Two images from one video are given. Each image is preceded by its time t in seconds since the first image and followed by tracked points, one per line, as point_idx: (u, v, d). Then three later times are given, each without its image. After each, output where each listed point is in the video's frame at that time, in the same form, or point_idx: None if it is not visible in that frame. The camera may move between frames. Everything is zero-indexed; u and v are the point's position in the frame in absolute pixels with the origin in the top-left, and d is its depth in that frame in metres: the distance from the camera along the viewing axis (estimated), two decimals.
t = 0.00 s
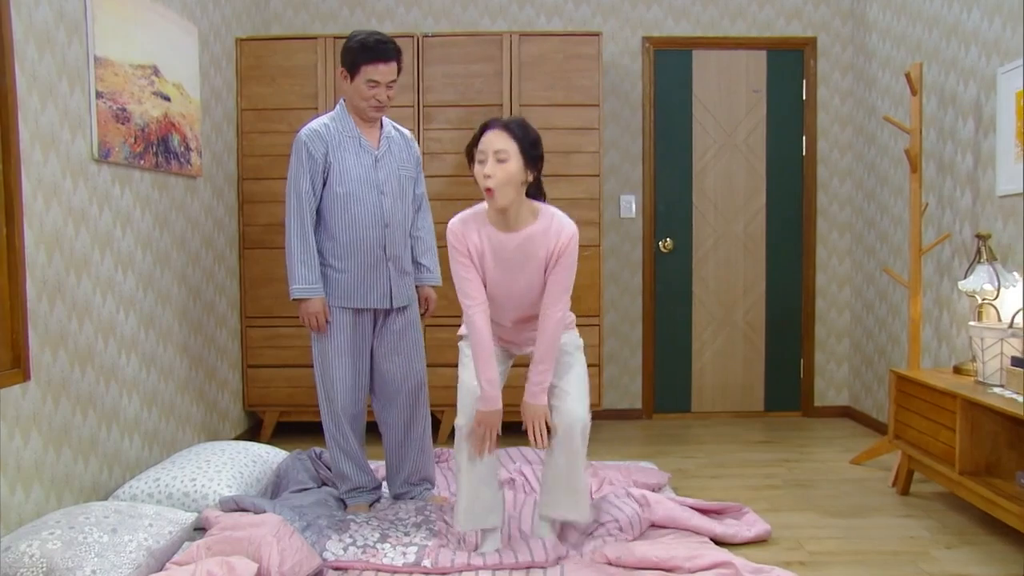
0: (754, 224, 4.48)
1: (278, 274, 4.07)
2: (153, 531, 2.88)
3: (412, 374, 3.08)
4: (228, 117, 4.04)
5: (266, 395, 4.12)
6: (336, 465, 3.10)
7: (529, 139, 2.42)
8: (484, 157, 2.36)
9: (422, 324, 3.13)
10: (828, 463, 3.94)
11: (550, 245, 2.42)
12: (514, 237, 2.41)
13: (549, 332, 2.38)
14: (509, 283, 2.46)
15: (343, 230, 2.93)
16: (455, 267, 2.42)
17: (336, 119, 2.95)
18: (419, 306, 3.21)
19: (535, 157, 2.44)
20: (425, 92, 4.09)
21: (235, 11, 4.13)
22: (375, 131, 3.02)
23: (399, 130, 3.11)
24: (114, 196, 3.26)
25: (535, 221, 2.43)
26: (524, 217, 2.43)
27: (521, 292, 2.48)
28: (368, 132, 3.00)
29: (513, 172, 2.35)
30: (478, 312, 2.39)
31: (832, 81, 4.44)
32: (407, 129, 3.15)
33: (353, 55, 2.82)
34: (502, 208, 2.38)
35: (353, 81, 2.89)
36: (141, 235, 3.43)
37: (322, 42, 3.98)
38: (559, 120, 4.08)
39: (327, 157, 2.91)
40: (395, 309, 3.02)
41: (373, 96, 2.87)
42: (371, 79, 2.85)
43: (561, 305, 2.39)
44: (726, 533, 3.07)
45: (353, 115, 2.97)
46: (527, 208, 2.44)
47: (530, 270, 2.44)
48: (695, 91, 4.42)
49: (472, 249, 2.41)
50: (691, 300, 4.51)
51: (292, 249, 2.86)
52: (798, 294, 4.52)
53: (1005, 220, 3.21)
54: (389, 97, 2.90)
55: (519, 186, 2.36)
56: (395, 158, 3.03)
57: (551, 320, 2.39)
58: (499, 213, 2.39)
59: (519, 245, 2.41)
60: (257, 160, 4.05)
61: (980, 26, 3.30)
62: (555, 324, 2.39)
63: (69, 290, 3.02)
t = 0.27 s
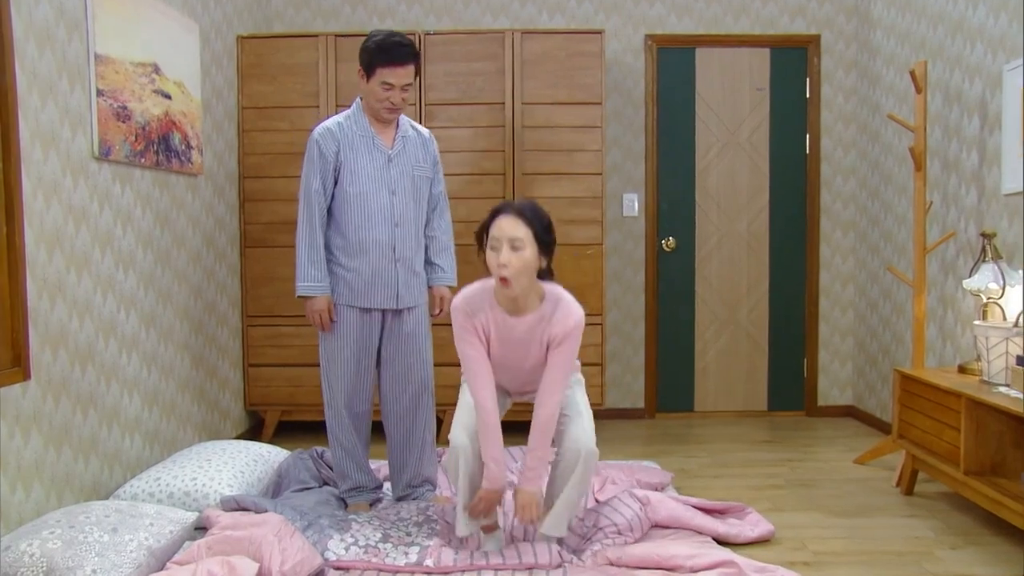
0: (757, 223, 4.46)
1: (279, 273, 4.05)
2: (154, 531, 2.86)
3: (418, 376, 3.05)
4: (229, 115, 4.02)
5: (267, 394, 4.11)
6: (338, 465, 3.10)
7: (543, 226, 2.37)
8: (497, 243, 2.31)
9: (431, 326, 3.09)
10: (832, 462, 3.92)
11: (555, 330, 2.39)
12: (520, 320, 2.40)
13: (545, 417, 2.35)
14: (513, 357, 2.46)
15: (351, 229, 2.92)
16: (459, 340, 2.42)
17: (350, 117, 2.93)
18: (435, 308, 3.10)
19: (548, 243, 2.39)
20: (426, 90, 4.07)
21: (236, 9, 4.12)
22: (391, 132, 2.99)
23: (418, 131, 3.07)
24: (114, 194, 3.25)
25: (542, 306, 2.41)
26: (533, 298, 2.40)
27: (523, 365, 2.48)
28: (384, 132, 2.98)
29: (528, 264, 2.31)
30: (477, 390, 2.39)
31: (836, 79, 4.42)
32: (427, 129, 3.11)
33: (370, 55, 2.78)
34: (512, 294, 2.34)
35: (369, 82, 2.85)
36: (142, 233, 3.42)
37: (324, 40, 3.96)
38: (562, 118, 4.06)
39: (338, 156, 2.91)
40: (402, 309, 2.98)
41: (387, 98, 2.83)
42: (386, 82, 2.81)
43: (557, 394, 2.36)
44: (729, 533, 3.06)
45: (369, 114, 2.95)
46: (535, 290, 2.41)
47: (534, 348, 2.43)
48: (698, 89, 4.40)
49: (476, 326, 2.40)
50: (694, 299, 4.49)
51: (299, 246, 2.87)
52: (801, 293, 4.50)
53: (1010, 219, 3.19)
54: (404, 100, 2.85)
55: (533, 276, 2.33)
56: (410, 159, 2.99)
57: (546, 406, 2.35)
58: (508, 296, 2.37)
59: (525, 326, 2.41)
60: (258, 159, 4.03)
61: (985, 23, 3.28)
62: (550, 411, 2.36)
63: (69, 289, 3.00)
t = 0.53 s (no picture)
0: (761, 222, 4.44)
1: (280, 272, 4.03)
2: (155, 531, 2.85)
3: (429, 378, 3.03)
4: (230, 114, 4.01)
5: (268, 394, 4.09)
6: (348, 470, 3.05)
7: (553, 301, 2.40)
8: (507, 315, 2.34)
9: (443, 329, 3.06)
10: (835, 463, 3.90)
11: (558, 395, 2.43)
12: (524, 386, 2.45)
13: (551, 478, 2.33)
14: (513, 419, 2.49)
15: (368, 229, 2.89)
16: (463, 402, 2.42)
17: (371, 115, 2.87)
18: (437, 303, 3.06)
19: (558, 320, 2.42)
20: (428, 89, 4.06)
21: (237, 7, 4.11)
22: (412, 133, 2.93)
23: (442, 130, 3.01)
24: (115, 193, 3.24)
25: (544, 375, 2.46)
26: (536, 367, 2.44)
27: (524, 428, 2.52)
28: (407, 132, 2.92)
29: (534, 336, 2.33)
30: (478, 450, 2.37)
31: (839, 77, 4.40)
32: (451, 127, 3.05)
33: (394, 57, 2.69)
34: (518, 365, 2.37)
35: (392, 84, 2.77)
36: (143, 233, 3.42)
37: (325, 39, 3.95)
38: (564, 116, 4.05)
39: (357, 155, 2.85)
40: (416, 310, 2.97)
41: (410, 103, 2.76)
42: (410, 87, 2.74)
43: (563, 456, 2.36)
44: (732, 533, 3.04)
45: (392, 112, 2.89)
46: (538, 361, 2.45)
47: (537, 411, 2.46)
48: (701, 88, 4.38)
49: (480, 390, 2.42)
50: (697, 299, 4.47)
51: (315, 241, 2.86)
52: (805, 293, 4.48)
53: (1015, 217, 3.17)
54: (427, 105, 2.79)
55: (538, 348, 2.36)
56: (431, 160, 2.94)
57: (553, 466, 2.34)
58: (514, 365, 2.40)
59: (528, 392, 2.45)
60: (259, 158, 4.01)
61: (990, 21, 3.26)
62: (556, 477, 2.34)
63: (70, 288, 2.99)
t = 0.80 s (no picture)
0: (764, 222, 4.42)
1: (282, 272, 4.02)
2: (156, 531, 2.85)
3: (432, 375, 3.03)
4: (232, 113, 4.00)
5: (270, 395, 4.07)
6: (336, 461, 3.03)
7: (563, 328, 2.47)
8: (517, 336, 2.42)
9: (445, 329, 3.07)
10: (839, 463, 3.88)
11: (559, 414, 2.47)
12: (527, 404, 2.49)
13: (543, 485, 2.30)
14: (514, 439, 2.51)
15: (372, 228, 2.88)
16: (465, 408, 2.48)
17: (377, 114, 2.84)
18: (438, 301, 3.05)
19: (566, 346, 2.49)
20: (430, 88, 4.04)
21: (238, 6, 4.10)
22: (417, 132, 2.91)
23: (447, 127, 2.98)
24: (116, 193, 3.23)
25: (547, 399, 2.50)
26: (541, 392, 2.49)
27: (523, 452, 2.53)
28: (411, 132, 2.90)
29: (542, 360, 2.40)
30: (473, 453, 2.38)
31: (843, 76, 4.38)
32: (457, 125, 3.02)
33: (403, 59, 2.66)
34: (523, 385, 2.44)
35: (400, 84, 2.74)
36: (144, 232, 3.41)
37: (327, 38, 3.94)
38: (566, 116, 4.03)
39: (361, 154, 2.82)
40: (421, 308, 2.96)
41: (418, 104, 2.74)
42: (419, 90, 2.71)
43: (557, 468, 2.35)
44: (735, 534, 3.03)
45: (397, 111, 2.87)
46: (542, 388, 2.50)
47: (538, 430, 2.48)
48: (703, 87, 4.36)
49: (484, 402, 2.48)
50: (700, 299, 4.45)
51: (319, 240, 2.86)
52: (809, 292, 4.46)
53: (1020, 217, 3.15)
54: (434, 108, 2.76)
55: (545, 371, 2.42)
56: (436, 159, 2.92)
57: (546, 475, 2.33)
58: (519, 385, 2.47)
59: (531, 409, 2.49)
60: (260, 157, 3.99)
61: (995, 19, 3.24)
62: (547, 488, 2.30)
63: (71, 287, 2.99)
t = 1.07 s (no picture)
0: (767, 222, 4.40)
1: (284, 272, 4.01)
2: (157, 531, 2.84)
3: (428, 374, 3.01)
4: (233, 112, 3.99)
5: (271, 394, 4.06)
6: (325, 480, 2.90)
7: (562, 325, 2.73)
8: (520, 330, 2.67)
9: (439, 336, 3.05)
10: (843, 464, 3.86)
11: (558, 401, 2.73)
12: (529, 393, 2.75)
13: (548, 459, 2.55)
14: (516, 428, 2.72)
15: (363, 228, 2.80)
16: (471, 395, 2.70)
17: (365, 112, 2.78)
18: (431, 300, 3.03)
19: (563, 341, 2.74)
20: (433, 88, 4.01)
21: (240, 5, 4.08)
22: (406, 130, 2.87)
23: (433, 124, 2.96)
24: (117, 192, 3.22)
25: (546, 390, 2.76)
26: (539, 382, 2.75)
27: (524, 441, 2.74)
28: (399, 130, 2.85)
29: (543, 352, 2.65)
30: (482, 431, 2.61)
31: (847, 75, 4.36)
32: (439, 120, 3.00)
33: (398, 60, 2.64)
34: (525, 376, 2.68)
35: (394, 83, 2.70)
36: (146, 231, 3.40)
37: (329, 36, 3.92)
38: (569, 115, 4.02)
39: (351, 152, 2.75)
40: (412, 308, 2.93)
41: (412, 106, 2.72)
42: (414, 91, 2.69)
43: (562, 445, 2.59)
44: (738, 535, 3.01)
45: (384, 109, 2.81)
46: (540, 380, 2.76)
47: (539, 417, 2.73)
48: (707, 85, 4.34)
49: (491, 391, 2.72)
50: (703, 299, 4.43)
51: (306, 240, 2.74)
52: (812, 291, 4.44)
53: None
54: (427, 110, 2.75)
55: (545, 364, 2.67)
56: (425, 157, 2.90)
57: (550, 452, 2.56)
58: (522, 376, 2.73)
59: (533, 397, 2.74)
60: (261, 156, 3.98)
61: (1001, 17, 3.22)
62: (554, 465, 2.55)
63: (72, 287, 2.97)
